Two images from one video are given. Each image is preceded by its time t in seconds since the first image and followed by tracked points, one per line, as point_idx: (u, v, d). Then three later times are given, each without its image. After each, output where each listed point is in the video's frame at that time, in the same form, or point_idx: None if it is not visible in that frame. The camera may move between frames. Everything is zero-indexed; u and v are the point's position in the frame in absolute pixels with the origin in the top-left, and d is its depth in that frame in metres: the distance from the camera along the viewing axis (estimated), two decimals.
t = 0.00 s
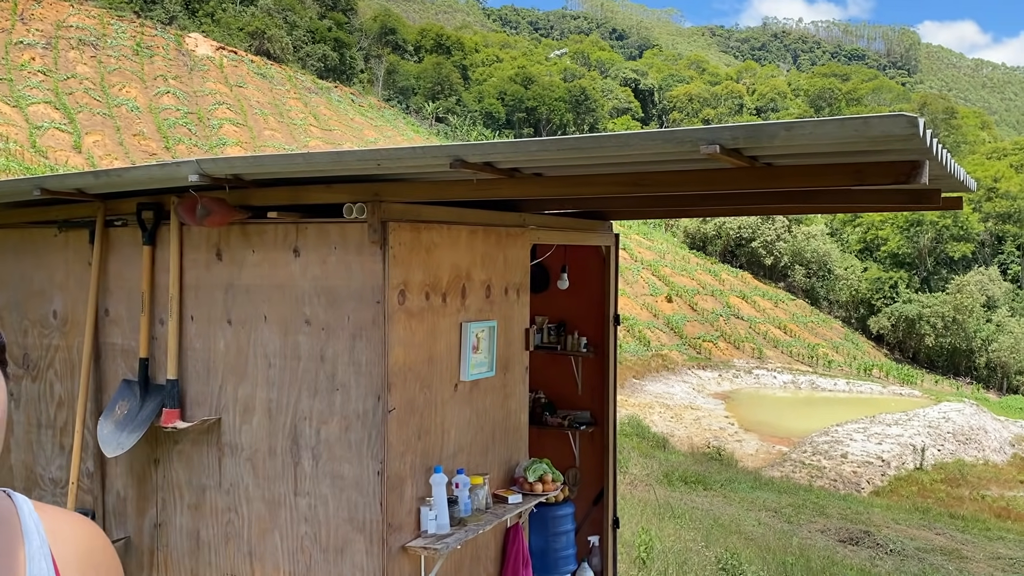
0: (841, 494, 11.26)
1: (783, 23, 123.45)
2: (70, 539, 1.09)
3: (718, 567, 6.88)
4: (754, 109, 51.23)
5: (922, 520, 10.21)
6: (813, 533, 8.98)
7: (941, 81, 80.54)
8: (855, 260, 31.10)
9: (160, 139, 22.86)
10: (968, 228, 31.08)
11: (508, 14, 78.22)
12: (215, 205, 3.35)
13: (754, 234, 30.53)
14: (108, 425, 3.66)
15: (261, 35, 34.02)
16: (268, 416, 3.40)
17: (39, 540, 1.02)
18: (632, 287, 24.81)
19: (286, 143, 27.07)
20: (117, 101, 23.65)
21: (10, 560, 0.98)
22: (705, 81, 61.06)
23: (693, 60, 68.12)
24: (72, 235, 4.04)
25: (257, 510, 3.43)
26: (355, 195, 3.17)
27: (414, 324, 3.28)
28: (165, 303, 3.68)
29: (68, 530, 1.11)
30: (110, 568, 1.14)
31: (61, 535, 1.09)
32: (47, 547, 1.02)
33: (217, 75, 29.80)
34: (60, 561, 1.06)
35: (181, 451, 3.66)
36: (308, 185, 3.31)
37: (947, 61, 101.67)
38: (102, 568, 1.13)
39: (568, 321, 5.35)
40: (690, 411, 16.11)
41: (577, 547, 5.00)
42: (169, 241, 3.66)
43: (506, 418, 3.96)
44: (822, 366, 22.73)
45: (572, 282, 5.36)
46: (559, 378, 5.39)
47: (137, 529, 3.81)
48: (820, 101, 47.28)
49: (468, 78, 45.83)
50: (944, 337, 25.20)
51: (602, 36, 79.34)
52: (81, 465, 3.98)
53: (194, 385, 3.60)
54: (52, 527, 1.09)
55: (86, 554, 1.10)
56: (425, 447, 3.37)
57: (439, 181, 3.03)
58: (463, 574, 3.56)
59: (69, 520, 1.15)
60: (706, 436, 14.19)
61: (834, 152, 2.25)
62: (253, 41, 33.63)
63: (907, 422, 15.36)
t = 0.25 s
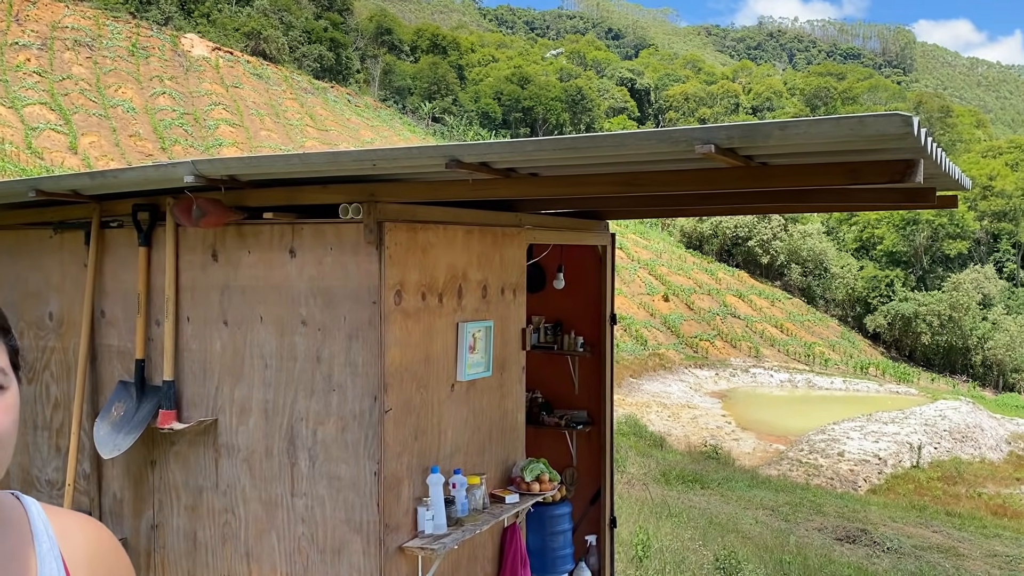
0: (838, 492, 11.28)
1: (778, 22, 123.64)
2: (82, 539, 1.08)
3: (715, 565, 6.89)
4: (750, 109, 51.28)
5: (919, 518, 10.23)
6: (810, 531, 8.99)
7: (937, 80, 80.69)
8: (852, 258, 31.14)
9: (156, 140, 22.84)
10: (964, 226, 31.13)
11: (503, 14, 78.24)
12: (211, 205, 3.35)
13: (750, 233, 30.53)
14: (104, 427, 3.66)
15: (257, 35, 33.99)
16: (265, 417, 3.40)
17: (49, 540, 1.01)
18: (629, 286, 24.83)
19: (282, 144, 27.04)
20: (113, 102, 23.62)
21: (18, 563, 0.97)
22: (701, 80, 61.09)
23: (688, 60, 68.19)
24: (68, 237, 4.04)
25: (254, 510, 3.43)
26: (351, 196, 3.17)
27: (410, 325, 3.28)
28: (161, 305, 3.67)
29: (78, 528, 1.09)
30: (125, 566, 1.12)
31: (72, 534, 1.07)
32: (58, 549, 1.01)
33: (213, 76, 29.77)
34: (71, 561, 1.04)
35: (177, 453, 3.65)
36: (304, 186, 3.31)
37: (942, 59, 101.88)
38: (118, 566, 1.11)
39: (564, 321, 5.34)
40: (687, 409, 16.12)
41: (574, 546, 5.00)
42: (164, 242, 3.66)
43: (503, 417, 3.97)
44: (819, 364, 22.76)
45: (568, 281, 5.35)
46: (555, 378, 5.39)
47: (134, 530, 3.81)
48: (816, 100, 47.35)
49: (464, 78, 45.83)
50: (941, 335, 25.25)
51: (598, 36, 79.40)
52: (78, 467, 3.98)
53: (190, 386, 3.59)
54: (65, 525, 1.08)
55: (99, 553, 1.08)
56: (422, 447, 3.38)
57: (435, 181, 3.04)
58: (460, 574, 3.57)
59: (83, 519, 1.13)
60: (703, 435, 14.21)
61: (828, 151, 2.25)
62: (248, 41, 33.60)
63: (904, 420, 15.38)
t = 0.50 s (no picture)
0: (835, 490, 11.30)
1: (774, 21, 123.80)
2: (90, 542, 1.11)
3: (712, 564, 6.90)
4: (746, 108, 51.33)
5: (916, 516, 10.24)
6: (808, 530, 9.00)
7: (933, 78, 80.79)
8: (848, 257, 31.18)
9: (153, 140, 22.82)
10: (960, 225, 31.17)
11: (500, 15, 78.25)
12: (207, 206, 3.35)
13: (747, 232, 30.62)
14: (101, 428, 3.66)
15: (253, 35, 33.95)
16: (262, 418, 3.40)
17: (57, 545, 1.04)
18: (626, 286, 24.84)
19: (279, 144, 27.01)
20: (109, 103, 23.59)
21: (29, 567, 1.01)
22: (697, 79, 61.09)
23: (685, 59, 68.23)
24: (64, 239, 4.03)
25: (251, 511, 3.43)
26: (347, 196, 3.17)
27: (407, 325, 3.28)
28: (157, 306, 3.67)
29: (87, 531, 1.12)
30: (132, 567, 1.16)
31: (81, 537, 1.11)
32: (66, 554, 1.05)
33: (209, 76, 29.73)
34: (81, 565, 1.08)
35: (174, 454, 3.65)
36: (300, 187, 3.31)
37: (938, 58, 102.06)
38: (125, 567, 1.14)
39: (561, 320, 5.34)
40: (685, 409, 16.13)
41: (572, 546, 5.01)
42: (160, 244, 3.66)
43: (500, 418, 3.97)
44: (816, 363, 22.78)
45: (565, 281, 5.36)
46: (553, 378, 5.39)
47: (131, 531, 3.80)
48: (812, 99, 47.40)
49: (461, 77, 45.81)
50: (937, 334, 25.29)
51: (594, 35, 79.44)
52: (74, 469, 3.97)
53: (187, 387, 3.59)
54: (74, 528, 1.11)
55: (107, 557, 1.12)
56: (419, 447, 3.38)
57: (431, 182, 3.03)
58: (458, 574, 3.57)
59: (91, 522, 1.17)
60: (701, 434, 14.21)
61: (824, 150, 2.26)
62: (245, 41, 33.56)
63: (901, 419, 15.40)
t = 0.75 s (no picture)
0: (834, 489, 11.30)
1: (773, 21, 123.90)
2: (89, 543, 1.11)
3: (711, 563, 6.91)
4: (745, 107, 51.34)
5: (916, 515, 10.25)
6: (807, 529, 9.01)
7: (931, 77, 80.83)
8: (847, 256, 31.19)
9: (151, 141, 22.82)
10: (959, 223, 31.18)
11: (498, 14, 78.27)
12: (205, 206, 3.34)
13: (746, 232, 30.64)
14: (99, 429, 3.66)
15: (251, 35, 33.93)
16: (260, 418, 3.40)
17: (56, 545, 1.05)
18: (625, 285, 24.85)
19: (277, 144, 27.00)
20: (108, 103, 23.57)
21: (28, 566, 1.01)
22: (696, 79, 61.09)
23: (683, 58, 68.23)
24: (62, 239, 4.03)
25: (250, 512, 3.43)
26: (345, 196, 3.17)
27: (405, 325, 3.28)
28: (155, 307, 3.67)
29: (87, 531, 1.13)
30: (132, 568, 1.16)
31: (81, 537, 1.11)
32: (66, 554, 1.05)
33: (208, 76, 29.71)
34: (80, 566, 1.08)
35: (172, 454, 3.65)
36: (298, 187, 3.30)
37: (936, 57, 102.09)
38: (126, 567, 1.14)
39: (560, 320, 5.33)
40: (684, 408, 16.13)
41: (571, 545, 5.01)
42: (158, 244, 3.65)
43: (499, 417, 3.96)
44: (815, 362, 22.78)
45: (564, 280, 5.35)
46: (552, 377, 5.39)
47: (129, 532, 3.80)
48: (811, 98, 47.41)
49: (460, 77, 45.79)
50: (936, 332, 25.30)
51: (593, 35, 79.44)
52: (73, 469, 3.97)
53: (185, 388, 3.59)
54: (75, 529, 1.11)
55: (108, 557, 1.12)
56: (418, 447, 3.38)
57: (430, 182, 3.03)
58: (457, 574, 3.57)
59: (92, 522, 1.17)
60: (700, 433, 14.22)
61: (822, 150, 2.25)
62: (243, 41, 33.54)
63: (900, 418, 15.41)
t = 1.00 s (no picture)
0: (836, 488, 11.30)
1: (774, 19, 123.79)
2: (88, 542, 1.11)
3: (713, 562, 6.91)
4: (746, 105, 51.29)
5: (917, 513, 10.25)
6: (808, 527, 9.00)
7: (933, 75, 80.74)
8: (848, 254, 31.17)
9: (152, 140, 22.82)
10: (960, 222, 31.15)
11: (499, 13, 78.23)
12: (206, 206, 3.35)
13: (747, 230, 30.60)
14: (101, 428, 3.66)
15: (252, 34, 33.93)
16: (261, 417, 3.40)
17: (54, 542, 1.05)
18: (626, 284, 24.85)
19: (278, 143, 27.01)
20: (109, 102, 23.58)
21: (27, 564, 1.01)
22: (697, 78, 61.06)
23: (684, 57, 68.21)
24: (63, 239, 4.03)
25: (251, 511, 3.43)
26: (346, 195, 3.16)
27: (406, 324, 3.27)
28: (157, 306, 3.67)
29: (86, 530, 1.13)
30: (131, 567, 1.16)
31: (79, 535, 1.11)
32: (63, 552, 1.05)
33: (209, 75, 29.72)
34: (78, 563, 1.08)
35: (174, 453, 3.65)
36: (299, 186, 3.30)
37: (938, 55, 101.96)
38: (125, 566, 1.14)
39: (561, 319, 5.33)
40: (685, 406, 16.13)
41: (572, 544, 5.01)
42: (159, 244, 3.66)
43: (500, 417, 3.97)
44: (816, 361, 22.77)
45: (565, 279, 5.35)
46: (553, 376, 5.39)
47: (131, 531, 3.80)
48: (812, 97, 47.41)
49: (460, 76, 45.79)
50: (938, 331, 25.28)
51: (594, 34, 79.38)
52: (74, 468, 3.97)
53: (186, 387, 3.59)
54: (74, 528, 1.11)
55: (107, 556, 1.12)
56: (419, 446, 3.38)
57: (430, 181, 3.03)
58: (458, 573, 3.57)
59: (91, 521, 1.17)
60: (701, 432, 14.21)
61: (823, 148, 2.25)
62: (244, 41, 33.55)
63: (902, 416, 15.40)
